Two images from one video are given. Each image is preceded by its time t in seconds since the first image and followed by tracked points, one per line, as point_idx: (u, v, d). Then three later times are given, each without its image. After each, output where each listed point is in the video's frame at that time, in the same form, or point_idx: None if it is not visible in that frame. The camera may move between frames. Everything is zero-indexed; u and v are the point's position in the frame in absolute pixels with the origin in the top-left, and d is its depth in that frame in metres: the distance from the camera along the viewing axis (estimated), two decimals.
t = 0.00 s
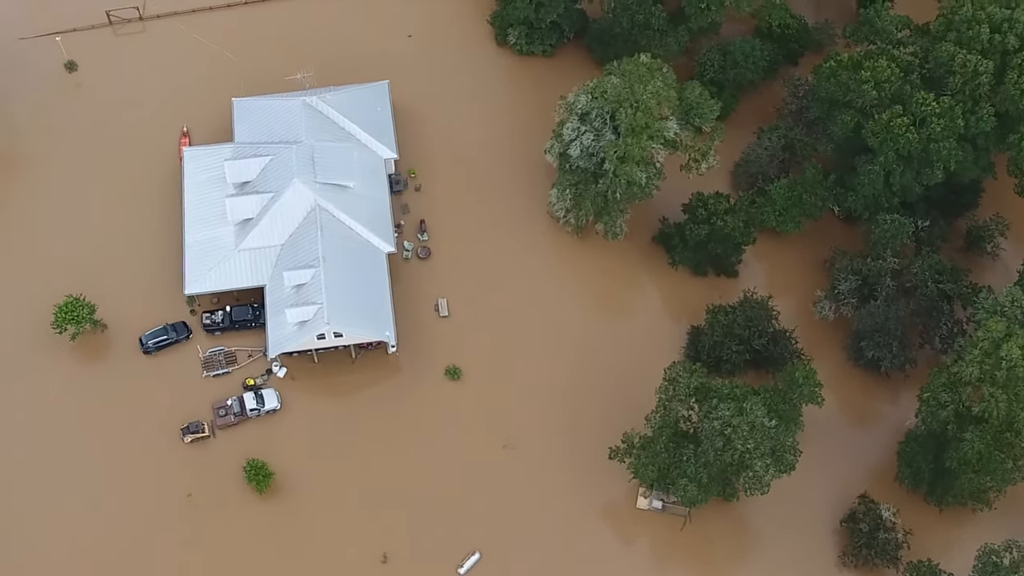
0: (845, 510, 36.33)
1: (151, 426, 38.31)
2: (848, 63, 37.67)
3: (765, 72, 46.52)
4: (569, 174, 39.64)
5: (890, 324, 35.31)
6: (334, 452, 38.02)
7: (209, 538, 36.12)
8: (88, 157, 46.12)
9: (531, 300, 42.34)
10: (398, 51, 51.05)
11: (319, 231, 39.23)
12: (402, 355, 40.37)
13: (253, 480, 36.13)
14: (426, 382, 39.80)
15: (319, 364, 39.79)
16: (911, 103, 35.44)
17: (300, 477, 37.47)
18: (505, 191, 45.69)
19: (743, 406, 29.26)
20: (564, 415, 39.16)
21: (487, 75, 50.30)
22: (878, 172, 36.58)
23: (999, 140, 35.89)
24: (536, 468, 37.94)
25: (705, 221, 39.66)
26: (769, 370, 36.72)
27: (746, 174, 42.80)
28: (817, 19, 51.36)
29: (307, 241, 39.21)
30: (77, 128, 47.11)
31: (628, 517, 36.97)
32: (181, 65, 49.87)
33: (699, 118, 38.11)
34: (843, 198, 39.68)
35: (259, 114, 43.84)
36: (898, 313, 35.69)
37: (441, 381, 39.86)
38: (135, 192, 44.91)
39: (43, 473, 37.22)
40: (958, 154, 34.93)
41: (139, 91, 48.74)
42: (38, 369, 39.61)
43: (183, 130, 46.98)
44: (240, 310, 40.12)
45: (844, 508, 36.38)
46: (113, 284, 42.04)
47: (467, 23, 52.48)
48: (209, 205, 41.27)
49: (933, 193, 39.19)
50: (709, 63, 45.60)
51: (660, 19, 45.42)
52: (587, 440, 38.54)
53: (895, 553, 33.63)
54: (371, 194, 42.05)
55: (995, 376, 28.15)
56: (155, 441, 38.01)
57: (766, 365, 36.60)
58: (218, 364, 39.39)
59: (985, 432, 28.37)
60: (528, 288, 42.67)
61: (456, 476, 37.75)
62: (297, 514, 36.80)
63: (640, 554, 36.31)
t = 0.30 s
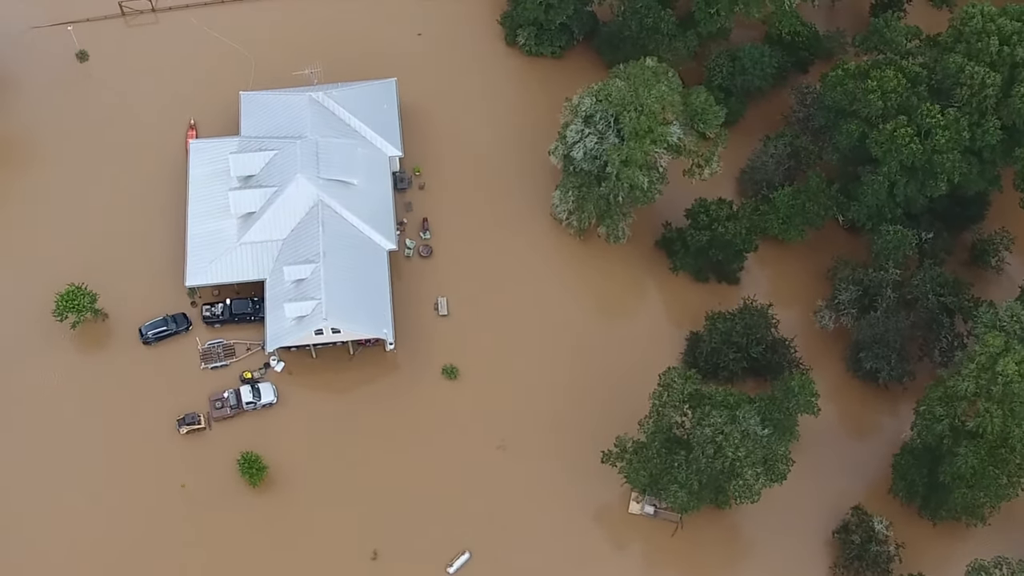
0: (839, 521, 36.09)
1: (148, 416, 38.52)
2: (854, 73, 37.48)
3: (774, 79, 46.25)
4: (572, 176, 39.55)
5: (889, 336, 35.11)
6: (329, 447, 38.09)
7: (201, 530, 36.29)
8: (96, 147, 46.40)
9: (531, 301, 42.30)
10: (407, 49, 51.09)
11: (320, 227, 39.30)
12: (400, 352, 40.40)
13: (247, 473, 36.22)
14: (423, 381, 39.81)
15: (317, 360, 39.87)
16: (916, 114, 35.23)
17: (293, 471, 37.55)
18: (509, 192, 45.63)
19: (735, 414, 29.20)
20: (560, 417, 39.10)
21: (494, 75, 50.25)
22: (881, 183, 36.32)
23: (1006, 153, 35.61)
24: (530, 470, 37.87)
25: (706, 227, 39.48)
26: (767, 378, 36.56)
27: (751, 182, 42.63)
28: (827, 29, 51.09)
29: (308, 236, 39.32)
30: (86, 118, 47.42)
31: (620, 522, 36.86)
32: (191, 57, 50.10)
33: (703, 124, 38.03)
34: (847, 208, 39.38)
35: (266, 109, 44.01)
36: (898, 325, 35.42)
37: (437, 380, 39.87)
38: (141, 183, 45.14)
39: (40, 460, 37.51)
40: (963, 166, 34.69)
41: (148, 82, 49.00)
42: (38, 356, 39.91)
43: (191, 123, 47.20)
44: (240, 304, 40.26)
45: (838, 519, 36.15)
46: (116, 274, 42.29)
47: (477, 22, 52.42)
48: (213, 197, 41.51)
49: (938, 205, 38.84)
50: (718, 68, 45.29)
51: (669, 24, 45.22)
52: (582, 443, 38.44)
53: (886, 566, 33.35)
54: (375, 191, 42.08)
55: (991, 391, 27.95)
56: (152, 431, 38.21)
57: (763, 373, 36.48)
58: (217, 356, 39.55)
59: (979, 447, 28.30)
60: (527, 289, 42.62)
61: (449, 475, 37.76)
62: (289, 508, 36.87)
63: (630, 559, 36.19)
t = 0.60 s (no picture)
0: (825, 528, 35.94)
1: (136, 410, 38.58)
2: (851, 79, 37.29)
3: (773, 84, 46.02)
4: (566, 178, 39.45)
5: (879, 343, 35.00)
6: (316, 444, 38.09)
7: (186, 524, 36.32)
8: (93, 140, 46.52)
9: (523, 302, 42.22)
10: (406, 48, 51.08)
11: (313, 224, 39.30)
12: (390, 351, 40.37)
13: (233, 468, 36.26)
14: (412, 380, 39.77)
15: (307, 357, 39.85)
16: (911, 122, 35.05)
17: (279, 467, 37.55)
18: (503, 192, 45.55)
19: (720, 419, 29.11)
20: (548, 419, 39.03)
21: (492, 76, 50.19)
22: (875, 190, 36.15)
23: (1000, 163, 35.42)
24: (516, 471, 37.80)
25: (698, 231, 39.36)
26: (756, 384, 36.43)
27: (747, 187, 42.53)
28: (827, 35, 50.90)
29: (300, 233, 39.32)
30: (84, 111, 47.56)
31: (605, 524, 36.75)
32: (190, 53, 50.16)
33: (697, 128, 37.85)
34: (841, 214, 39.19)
35: (262, 105, 44.01)
36: (888, 333, 35.32)
37: (426, 379, 39.81)
38: (137, 177, 45.24)
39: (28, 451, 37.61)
40: (956, 175, 34.51)
41: (147, 77, 49.11)
42: (30, 348, 40.04)
43: (188, 118, 47.25)
44: (232, 299, 40.28)
45: (824, 527, 36.00)
46: (109, 268, 42.39)
47: (477, 22, 52.35)
48: (208, 193, 41.57)
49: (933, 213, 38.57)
50: (716, 73, 45.15)
51: (667, 27, 45.08)
52: (570, 445, 38.38)
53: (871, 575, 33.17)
54: (369, 189, 42.02)
55: (977, 402, 27.82)
56: (140, 425, 38.26)
57: (753, 378, 36.33)
58: (207, 351, 39.59)
59: (965, 458, 28.19)
60: (519, 290, 42.54)
61: (436, 474, 37.71)
62: (274, 504, 36.87)
63: (614, 562, 36.10)
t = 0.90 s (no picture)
0: (807, 534, 35.87)
1: (121, 406, 38.54)
2: (840, 84, 37.13)
3: (764, 88, 46.01)
4: (555, 180, 39.40)
5: (865, 350, 34.95)
6: (300, 443, 38.04)
7: (168, 521, 36.27)
8: (84, 136, 46.54)
9: (511, 303, 42.19)
10: (399, 48, 51.06)
11: (300, 223, 39.28)
12: (375, 351, 40.34)
13: (217, 465, 36.20)
14: (397, 379, 39.74)
15: (293, 355, 39.84)
16: (899, 128, 34.91)
17: (262, 466, 37.51)
18: (492, 193, 45.54)
19: (702, 423, 29.06)
20: (532, 421, 39.00)
21: (485, 77, 50.19)
22: (862, 196, 36.05)
23: (989, 169, 35.30)
24: (500, 472, 37.77)
25: (686, 235, 39.31)
26: (741, 388, 36.37)
27: (736, 190, 42.53)
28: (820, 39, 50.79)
29: (288, 232, 39.30)
30: (77, 107, 47.58)
31: (587, 527, 36.70)
32: (184, 50, 50.16)
33: (686, 131, 37.75)
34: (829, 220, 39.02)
35: (253, 103, 44.00)
36: (874, 339, 35.26)
37: (412, 379, 39.78)
38: (128, 173, 45.24)
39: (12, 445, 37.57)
40: (944, 181, 34.41)
41: (141, 74, 49.09)
42: (16, 343, 40.04)
43: (180, 115, 47.24)
44: (219, 297, 40.26)
45: (805, 533, 35.92)
46: (98, 264, 42.38)
47: (470, 23, 52.33)
48: (197, 190, 41.57)
49: (923, 219, 38.44)
50: (707, 76, 45.22)
51: (659, 30, 45.10)
52: (554, 447, 38.34)
53: None
54: (358, 188, 41.99)
55: (959, 409, 27.68)
56: (125, 421, 38.22)
57: (738, 382, 36.28)
58: (193, 349, 39.56)
59: (946, 465, 27.99)
60: (506, 291, 42.52)
61: (419, 474, 37.68)
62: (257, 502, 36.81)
63: (596, 565, 36.05)
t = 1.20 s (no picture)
0: (789, 539, 35.81)
1: (107, 403, 38.51)
2: (829, 89, 36.96)
3: (755, 92, 46.04)
4: (544, 182, 39.41)
5: (850, 356, 34.92)
6: (284, 442, 38.02)
7: (151, 518, 36.23)
8: (77, 133, 46.56)
9: (499, 305, 42.18)
10: (393, 48, 51.06)
11: (288, 222, 39.29)
12: (362, 350, 40.32)
13: (201, 463, 36.24)
14: (383, 379, 39.74)
15: (279, 354, 39.83)
16: (887, 134, 34.76)
17: (246, 464, 37.49)
18: (482, 194, 45.51)
19: (683, 428, 29.02)
20: (517, 422, 38.97)
21: (477, 78, 50.19)
22: (850, 202, 35.93)
23: (978, 177, 35.16)
24: (483, 473, 37.73)
25: (673, 238, 39.29)
26: (727, 393, 36.34)
27: (726, 195, 42.60)
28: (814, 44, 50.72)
29: (276, 231, 39.32)
30: (70, 103, 47.60)
31: (570, 530, 36.66)
32: (178, 47, 50.18)
33: (674, 134, 37.69)
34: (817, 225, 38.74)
35: (245, 101, 44.01)
36: (860, 345, 35.22)
37: (397, 379, 39.76)
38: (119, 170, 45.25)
39: None
40: (931, 188, 34.29)
41: (134, 70, 49.11)
42: (4, 338, 40.04)
43: (173, 113, 47.25)
44: (206, 295, 40.26)
45: (788, 538, 35.84)
46: (87, 260, 42.37)
47: (464, 24, 52.33)
48: (187, 188, 41.59)
49: (912, 226, 38.32)
50: (698, 80, 45.24)
51: (651, 33, 45.11)
52: (539, 449, 38.32)
53: None
54: (347, 188, 42.00)
55: (941, 417, 27.59)
56: (110, 418, 38.18)
57: (723, 387, 36.25)
58: (180, 346, 39.54)
59: (927, 473, 27.80)
60: (494, 292, 42.50)
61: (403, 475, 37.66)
62: (240, 501, 36.78)
63: (577, 568, 36.00)
